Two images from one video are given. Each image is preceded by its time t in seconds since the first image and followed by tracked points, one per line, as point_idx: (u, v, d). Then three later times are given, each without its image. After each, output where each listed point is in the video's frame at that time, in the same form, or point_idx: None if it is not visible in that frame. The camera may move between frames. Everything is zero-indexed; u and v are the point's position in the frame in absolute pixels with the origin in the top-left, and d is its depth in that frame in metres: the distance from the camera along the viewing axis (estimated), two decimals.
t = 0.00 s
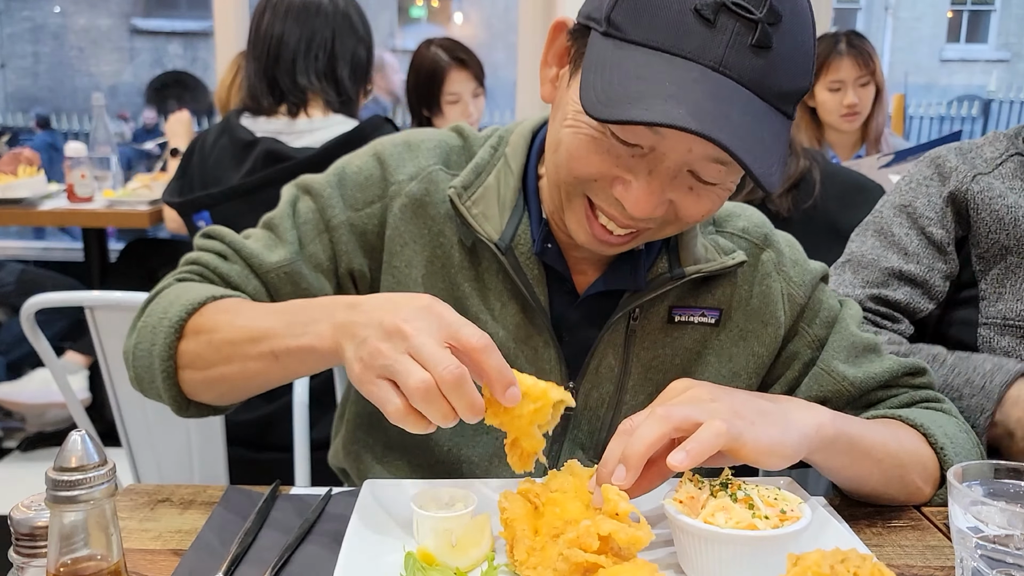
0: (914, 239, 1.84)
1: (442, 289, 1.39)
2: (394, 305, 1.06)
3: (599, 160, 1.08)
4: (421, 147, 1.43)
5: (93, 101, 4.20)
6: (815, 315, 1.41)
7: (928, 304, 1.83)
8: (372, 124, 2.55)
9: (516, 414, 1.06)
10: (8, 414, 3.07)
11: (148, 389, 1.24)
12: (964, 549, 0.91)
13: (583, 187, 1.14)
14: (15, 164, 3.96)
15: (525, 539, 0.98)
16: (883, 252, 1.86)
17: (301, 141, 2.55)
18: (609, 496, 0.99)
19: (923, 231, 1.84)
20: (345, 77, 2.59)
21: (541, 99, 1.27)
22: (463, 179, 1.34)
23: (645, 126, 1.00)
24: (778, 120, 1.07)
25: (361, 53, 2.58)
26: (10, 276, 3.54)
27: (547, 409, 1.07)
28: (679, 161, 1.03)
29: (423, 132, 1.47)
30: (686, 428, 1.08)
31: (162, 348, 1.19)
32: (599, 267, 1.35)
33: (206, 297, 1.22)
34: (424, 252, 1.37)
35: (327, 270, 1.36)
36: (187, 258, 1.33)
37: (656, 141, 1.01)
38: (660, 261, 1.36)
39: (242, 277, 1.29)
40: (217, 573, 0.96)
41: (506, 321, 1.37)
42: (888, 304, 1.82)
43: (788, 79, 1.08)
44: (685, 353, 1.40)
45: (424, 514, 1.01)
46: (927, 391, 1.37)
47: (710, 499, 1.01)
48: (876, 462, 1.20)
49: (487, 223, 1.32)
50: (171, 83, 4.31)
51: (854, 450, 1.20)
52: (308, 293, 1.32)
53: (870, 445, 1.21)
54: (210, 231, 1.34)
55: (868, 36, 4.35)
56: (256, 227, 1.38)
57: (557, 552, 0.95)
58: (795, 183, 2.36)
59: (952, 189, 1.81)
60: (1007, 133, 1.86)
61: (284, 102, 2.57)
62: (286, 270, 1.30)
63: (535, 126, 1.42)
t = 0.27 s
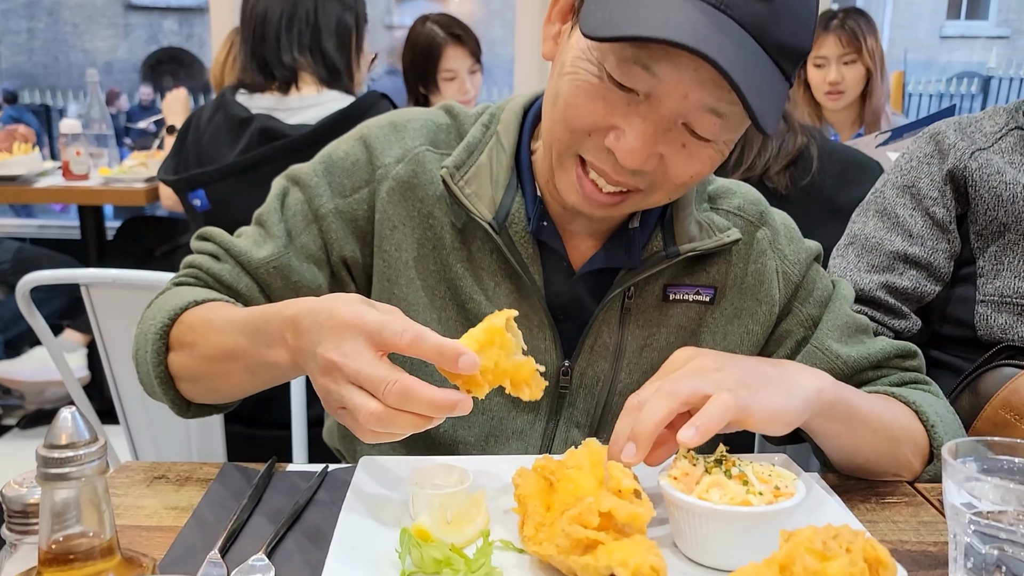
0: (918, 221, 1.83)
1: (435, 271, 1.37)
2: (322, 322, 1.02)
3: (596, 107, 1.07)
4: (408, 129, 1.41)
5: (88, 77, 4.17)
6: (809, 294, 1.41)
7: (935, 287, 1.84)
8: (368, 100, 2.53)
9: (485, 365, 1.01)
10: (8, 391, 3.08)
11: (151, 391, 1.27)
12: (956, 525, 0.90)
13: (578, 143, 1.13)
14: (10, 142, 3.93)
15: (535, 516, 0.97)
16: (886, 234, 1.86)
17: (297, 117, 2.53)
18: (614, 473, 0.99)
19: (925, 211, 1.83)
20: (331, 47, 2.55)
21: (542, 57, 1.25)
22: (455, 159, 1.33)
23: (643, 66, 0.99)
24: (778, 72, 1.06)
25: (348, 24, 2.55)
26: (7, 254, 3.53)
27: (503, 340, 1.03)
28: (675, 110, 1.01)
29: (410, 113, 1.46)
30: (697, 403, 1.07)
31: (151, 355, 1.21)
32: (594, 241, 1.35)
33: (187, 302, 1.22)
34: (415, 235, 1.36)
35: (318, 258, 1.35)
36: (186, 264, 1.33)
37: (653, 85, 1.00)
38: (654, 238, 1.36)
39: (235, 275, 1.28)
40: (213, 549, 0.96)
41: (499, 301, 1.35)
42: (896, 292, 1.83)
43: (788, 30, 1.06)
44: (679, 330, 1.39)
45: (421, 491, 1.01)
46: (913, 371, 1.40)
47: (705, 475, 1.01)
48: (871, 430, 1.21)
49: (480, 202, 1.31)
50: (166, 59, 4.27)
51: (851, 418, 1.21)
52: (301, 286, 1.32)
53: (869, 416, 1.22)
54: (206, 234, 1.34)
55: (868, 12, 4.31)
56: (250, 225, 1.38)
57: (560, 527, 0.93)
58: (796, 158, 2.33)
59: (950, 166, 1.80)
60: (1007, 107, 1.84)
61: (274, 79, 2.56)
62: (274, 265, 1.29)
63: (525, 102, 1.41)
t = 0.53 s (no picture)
0: (917, 195, 1.83)
1: (419, 257, 1.36)
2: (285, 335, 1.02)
3: (580, 65, 1.06)
4: (384, 113, 1.39)
5: (77, 53, 4.13)
6: (794, 274, 1.41)
7: (932, 262, 1.83)
8: (363, 78, 2.50)
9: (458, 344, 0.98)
10: None
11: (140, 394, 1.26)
12: (948, 506, 0.91)
13: (562, 106, 1.12)
14: None
15: (538, 493, 0.97)
16: (885, 209, 1.86)
17: (291, 94, 2.49)
18: (613, 456, 0.98)
19: (925, 184, 1.83)
20: (319, 18, 2.51)
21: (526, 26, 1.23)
22: (435, 143, 1.32)
23: (627, 17, 1.00)
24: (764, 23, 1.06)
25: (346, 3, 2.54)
26: None
27: (462, 316, 1.02)
28: (659, 62, 1.02)
29: (386, 96, 1.43)
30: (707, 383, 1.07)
31: (136, 363, 1.20)
32: (582, 218, 1.34)
33: (169, 309, 1.20)
34: (397, 221, 1.34)
35: (302, 251, 1.33)
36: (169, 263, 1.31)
37: (638, 36, 1.00)
38: (640, 218, 1.35)
39: (218, 275, 1.25)
40: (203, 529, 0.96)
41: (485, 285, 1.34)
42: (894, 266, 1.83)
43: None
44: (666, 310, 1.38)
45: (413, 472, 1.01)
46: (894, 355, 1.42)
47: (697, 456, 1.00)
48: (861, 411, 1.22)
49: (463, 185, 1.30)
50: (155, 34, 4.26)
51: (843, 400, 1.21)
52: (287, 280, 1.30)
53: (858, 396, 1.23)
54: (186, 232, 1.30)
55: None
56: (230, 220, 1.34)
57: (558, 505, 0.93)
58: (792, 137, 2.31)
59: (950, 140, 1.79)
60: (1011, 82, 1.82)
61: (265, 53, 2.52)
62: (258, 261, 1.27)
63: (505, 81, 1.39)
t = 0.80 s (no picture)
0: (921, 189, 1.79)
1: (411, 266, 1.36)
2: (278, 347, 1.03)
3: (571, 79, 1.07)
4: (374, 123, 1.39)
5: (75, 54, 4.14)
6: (786, 282, 1.42)
7: (932, 256, 1.80)
8: (364, 83, 2.52)
9: (452, 352, 0.99)
10: None
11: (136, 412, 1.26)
12: (941, 517, 0.92)
13: (556, 117, 1.12)
14: None
15: (536, 503, 0.98)
16: (888, 203, 1.83)
17: (291, 100, 2.49)
18: (610, 468, 0.99)
19: (929, 179, 1.79)
20: (320, 18, 2.51)
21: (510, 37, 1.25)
22: (426, 153, 1.33)
23: (616, 27, 1.00)
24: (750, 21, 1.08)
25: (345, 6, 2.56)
26: None
27: (457, 324, 1.03)
28: (650, 69, 1.02)
29: (375, 106, 1.44)
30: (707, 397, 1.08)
31: (133, 382, 1.20)
32: (575, 224, 1.35)
33: (164, 327, 1.21)
34: (388, 231, 1.35)
35: (297, 263, 1.33)
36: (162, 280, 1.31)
37: (627, 47, 1.01)
38: (632, 225, 1.36)
39: (214, 292, 1.26)
40: (201, 539, 0.96)
41: (477, 293, 1.35)
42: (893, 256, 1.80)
43: None
44: (659, 316, 1.39)
45: (409, 482, 1.01)
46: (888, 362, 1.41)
47: (693, 468, 1.01)
48: (856, 423, 1.23)
49: (454, 195, 1.31)
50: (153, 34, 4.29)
51: (838, 411, 1.22)
52: (282, 293, 1.31)
53: (852, 405, 1.24)
54: (179, 248, 1.31)
55: None
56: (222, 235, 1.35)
57: (556, 516, 0.94)
58: (789, 143, 2.32)
59: (955, 140, 1.77)
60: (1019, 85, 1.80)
61: (265, 57, 2.52)
62: (253, 275, 1.28)
63: (494, 89, 1.40)
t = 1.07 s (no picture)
0: (938, 181, 1.75)
1: (401, 264, 1.36)
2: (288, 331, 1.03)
3: (570, 81, 1.07)
4: (361, 123, 1.40)
5: (71, 52, 4.13)
6: (773, 277, 1.43)
7: (951, 251, 1.74)
8: (362, 83, 2.52)
9: (467, 351, 0.99)
10: None
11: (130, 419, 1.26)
12: (939, 516, 0.92)
13: (557, 121, 1.12)
14: None
15: (535, 500, 0.97)
16: (905, 190, 1.76)
17: (289, 99, 2.49)
18: (609, 466, 0.98)
19: (945, 173, 1.75)
20: (319, 17, 2.51)
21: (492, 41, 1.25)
22: (413, 151, 1.32)
23: (612, 25, 1.01)
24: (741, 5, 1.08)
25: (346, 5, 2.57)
26: None
27: (478, 322, 1.02)
28: (648, 62, 1.03)
29: (362, 107, 1.44)
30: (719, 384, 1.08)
31: (129, 388, 1.19)
32: (564, 218, 1.34)
33: (161, 330, 1.21)
34: (377, 229, 1.34)
35: (289, 263, 1.33)
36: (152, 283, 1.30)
37: (625, 41, 1.01)
38: (620, 219, 1.36)
39: (208, 295, 1.26)
40: (200, 537, 0.96)
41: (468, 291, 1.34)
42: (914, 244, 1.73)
43: None
44: (647, 311, 1.38)
45: (407, 478, 1.01)
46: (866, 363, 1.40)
47: (692, 466, 1.01)
48: (849, 423, 1.24)
49: (442, 192, 1.31)
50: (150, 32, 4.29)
51: (833, 412, 1.22)
52: (275, 292, 1.30)
53: (846, 407, 1.24)
54: (168, 252, 1.30)
55: None
56: (211, 238, 1.35)
57: (554, 514, 0.94)
58: (785, 142, 2.33)
59: (966, 135, 1.74)
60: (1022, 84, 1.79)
61: (264, 56, 2.52)
62: (246, 275, 1.28)
63: (480, 86, 1.40)
